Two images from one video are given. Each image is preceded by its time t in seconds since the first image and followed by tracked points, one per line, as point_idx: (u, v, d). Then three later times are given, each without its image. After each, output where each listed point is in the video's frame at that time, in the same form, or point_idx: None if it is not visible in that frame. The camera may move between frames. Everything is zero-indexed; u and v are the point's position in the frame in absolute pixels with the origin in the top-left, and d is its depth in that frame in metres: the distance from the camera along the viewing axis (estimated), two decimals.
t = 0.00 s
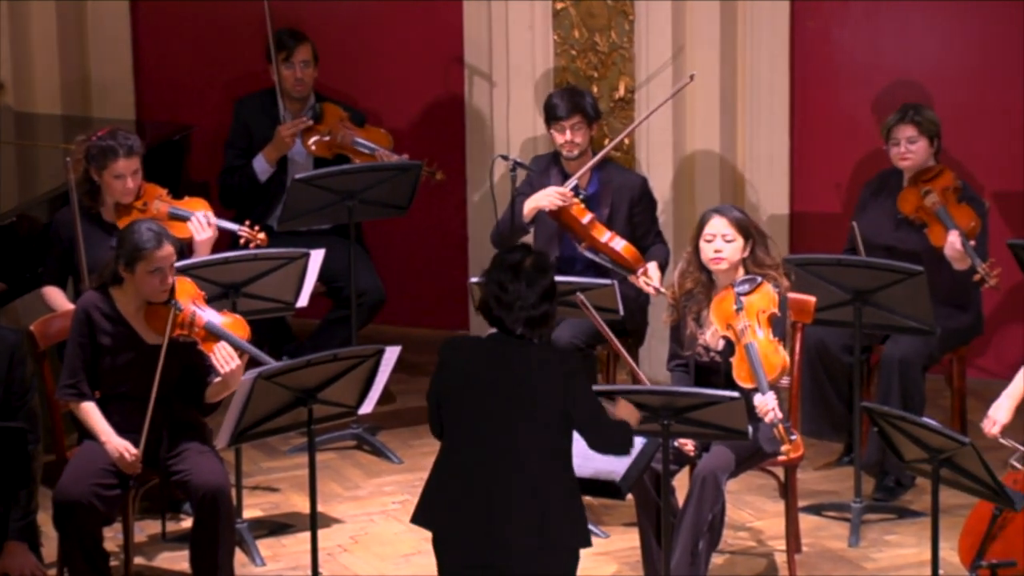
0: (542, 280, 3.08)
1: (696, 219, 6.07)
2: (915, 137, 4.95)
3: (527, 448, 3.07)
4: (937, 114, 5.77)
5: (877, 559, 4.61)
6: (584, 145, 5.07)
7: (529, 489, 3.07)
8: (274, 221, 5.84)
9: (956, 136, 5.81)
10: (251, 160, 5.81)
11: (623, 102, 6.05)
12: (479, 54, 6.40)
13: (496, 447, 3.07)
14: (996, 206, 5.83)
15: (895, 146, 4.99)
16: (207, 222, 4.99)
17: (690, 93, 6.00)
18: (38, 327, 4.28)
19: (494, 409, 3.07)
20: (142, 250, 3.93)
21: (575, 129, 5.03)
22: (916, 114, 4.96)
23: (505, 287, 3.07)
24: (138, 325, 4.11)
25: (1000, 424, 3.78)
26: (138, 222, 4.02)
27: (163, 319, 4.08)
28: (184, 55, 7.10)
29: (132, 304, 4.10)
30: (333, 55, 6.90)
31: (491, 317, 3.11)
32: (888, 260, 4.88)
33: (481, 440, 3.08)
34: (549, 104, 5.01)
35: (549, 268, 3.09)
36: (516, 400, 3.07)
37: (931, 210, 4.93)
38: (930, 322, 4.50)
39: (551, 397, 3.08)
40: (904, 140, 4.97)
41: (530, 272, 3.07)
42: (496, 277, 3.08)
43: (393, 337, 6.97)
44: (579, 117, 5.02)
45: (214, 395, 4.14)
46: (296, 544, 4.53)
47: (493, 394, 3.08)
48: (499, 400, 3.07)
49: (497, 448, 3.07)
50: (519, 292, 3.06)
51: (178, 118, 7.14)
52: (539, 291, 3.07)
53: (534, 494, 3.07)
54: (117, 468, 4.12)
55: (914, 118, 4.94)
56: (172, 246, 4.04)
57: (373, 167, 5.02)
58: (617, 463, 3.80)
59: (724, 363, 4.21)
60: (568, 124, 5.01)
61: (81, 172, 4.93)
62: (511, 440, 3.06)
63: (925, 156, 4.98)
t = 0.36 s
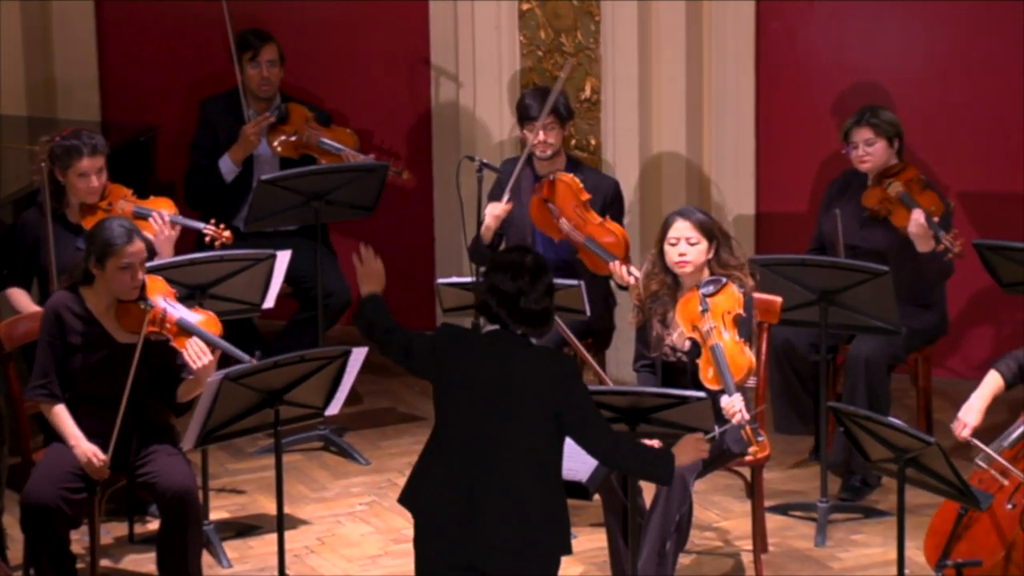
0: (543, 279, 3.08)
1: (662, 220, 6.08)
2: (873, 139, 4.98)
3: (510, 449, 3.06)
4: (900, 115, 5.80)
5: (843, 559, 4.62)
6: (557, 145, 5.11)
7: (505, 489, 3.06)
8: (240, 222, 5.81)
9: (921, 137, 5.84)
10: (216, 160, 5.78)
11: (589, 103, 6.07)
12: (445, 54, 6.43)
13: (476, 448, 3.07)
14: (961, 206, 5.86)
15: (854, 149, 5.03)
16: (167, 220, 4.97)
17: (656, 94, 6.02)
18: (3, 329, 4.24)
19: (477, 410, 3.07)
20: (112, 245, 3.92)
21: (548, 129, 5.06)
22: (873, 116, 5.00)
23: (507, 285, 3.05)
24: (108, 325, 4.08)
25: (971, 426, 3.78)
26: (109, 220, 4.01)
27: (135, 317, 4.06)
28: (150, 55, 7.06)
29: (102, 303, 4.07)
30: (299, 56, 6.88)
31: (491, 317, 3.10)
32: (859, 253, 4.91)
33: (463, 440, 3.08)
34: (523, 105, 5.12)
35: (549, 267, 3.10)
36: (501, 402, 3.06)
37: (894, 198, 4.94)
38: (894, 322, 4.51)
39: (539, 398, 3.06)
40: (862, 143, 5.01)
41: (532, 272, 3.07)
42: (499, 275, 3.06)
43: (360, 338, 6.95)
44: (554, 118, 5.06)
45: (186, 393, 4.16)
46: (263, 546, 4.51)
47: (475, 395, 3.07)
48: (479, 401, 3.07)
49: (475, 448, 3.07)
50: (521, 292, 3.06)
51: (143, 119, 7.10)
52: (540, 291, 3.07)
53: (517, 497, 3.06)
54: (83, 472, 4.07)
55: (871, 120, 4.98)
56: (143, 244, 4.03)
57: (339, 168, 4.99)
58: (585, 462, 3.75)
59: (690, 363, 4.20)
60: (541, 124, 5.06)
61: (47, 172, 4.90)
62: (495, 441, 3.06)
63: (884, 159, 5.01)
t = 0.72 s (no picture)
0: (522, 283, 3.13)
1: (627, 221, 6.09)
2: (850, 146, 4.95)
3: (484, 448, 3.05)
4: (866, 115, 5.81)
5: (809, 559, 4.64)
6: (522, 149, 5.14)
7: (475, 488, 3.05)
8: (206, 223, 5.79)
9: (885, 137, 5.87)
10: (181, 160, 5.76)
11: (555, 104, 6.08)
12: (410, 55, 6.42)
13: (448, 446, 3.06)
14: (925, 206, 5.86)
15: (830, 153, 4.98)
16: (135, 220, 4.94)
17: (622, 94, 6.03)
18: None
19: (449, 411, 3.07)
20: (64, 226, 3.94)
21: (513, 134, 5.09)
22: (851, 121, 4.97)
23: (482, 280, 3.12)
24: (72, 317, 4.07)
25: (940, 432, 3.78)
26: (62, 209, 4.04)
27: (95, 302, 4.05)
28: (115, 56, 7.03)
29: (65, 296, 4.06)
30: (266, 57, 6.86)
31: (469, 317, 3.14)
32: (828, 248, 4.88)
33: (434, 440, 3.07)
34: (490, 108, 5.09)
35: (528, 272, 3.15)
36: (474, 401, 3.06)
37: (859, 195, 4.96)
38: (861, 322, 4.55)
39: (512, 398, 3.07)
40: (839, 148, 4.97)
41: (509, 271, 3.12)
42: (476, 271, 3.13)
43: (325, 340, 6.93)
44: (518, 123, 5.08)
45: (154, 381, 4.10)
46: (229, 548, 4.49)
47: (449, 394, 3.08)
48: (451, 399, 3.07)
49: (446, 447, 3.07)
50: (496, 288, 3.11)
51: (109, 120, 7.06)
52: (518, 291, 3.12)
53: (489, 495, 3.05)
54: (50, 476, 4.04)
55: (849, 126, 4.95)
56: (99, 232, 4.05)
57: (305, 169, 4.96)
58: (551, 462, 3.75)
59: (656, 363, 4.25)
60: (505, 129, 5.07)
61: (11, 175, 4.85)
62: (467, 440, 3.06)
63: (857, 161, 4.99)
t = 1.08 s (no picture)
0: (490, 285, 3.12)
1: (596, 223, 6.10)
2: (821, 147, 4.99)
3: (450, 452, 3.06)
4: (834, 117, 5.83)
5: (778, 559, 4.65)
6: (489, 155, 5.13)
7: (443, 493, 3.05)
8: (173, 226, 5.77)
9: (852, 138, 5.90)
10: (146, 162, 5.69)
11: (524, 105, 6.09)
12: (380, 56, 6.40)
13: (415, 449, 3.07)
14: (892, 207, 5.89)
15: (800, 154, 5.01)
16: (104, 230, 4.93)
17: (591, 96, 6.04)
18: None
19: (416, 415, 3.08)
20: (31, 238, 3.90)
21: (479, 140, 5.09)
22: (823, 122, 5.01)
23: (449, 282, 3.11)
24: (34, 323, 4.04)
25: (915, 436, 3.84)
26: (29, 217, 4.01)
27: (59, 311, 4.01)
28: (83, 58, 6.99)
29: (27, 303, 4.03)
30: (235, 60, 6.84)
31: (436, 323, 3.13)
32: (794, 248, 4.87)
33: (401, 445, 3.09)
34: (458, 113, 5.10)
35: (494, 274, 3.14)
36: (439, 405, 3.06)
37: (825, 197, 4.97)
38: (829, 323, 4.55)
39: (475, 403, 3.06)
40: (810, 149, 5.00)
41: (477, 274, 3.11)
42: (444, 273, 3.13)
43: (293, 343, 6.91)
44: (484, 128, 5.08)
45: (116, 390, 4.07)
46: (198, 550, 4.46)
47: (415, 398, 3.08)
48: (417, 403, 3.08)
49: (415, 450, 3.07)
50: (462, 290, 3.10)
51: (76, 122, 7.03)
52: (485, 295, 3.10)
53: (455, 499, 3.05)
54: (17, 478, 4.01)
55: (821, 127, 4.99)
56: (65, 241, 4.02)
57: (272, 172, 4.94)
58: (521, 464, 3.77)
59: (626, 365, 4.24)
60: (472, 134, 5.08)
61: None
62: (433, 444, 3.06)
63: (827, 164, 5.03)
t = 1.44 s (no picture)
0: (446, 282, 3.13)
1: (568, 226, 6.10)
2: (792, 149, 5.02)
3: (418, 456, 3.10)
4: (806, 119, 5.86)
5: (750, 561, 4.66)
6: (457, 154, 5.13)
7: (412, 497, 3.09)
8: (145, 229, 5.74)
9: (822, 141, 5.93)
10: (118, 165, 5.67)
11: (495, 108, 6.08)
12: (351, 57, 6.36)
13: (382, 453, 3.11)
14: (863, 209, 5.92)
15: (772, 156, 5.04)
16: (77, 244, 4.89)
17: (563, 99, 6.04)
18: None
19: (384, 421, 3.11)
20: (6, 250, 3.84)
21: (448, 139, 5.08)
22: (795, 124, 5.04)
23: (403, 286, 3.12)
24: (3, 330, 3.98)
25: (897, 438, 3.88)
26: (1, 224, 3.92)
27: (30, 321, 3.97)
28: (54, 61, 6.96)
29: None
30: (206, 63, 6.82)
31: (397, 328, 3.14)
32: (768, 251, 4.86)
33: (368, 449, 3.12)
34: (424, 113, 5.08)
35: (449, 271, 3.15)
36: (408, 409, 3.10)
37: (798, 202, 4.99)
38: (800, 325, 4.57)
39: (440, 409, 3.11)
40: (781, 151, 5.03)
41: (430, 277, 3.12)
42: (399, 277, 3.14)
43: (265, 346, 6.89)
44: (454, 127, 5.07)
45: (85, 395, 4.07)
46: (170, 554, 4.44)
47: (382, 402, 3.12)
48: (384, 409, 3.11)
49: (383, 454, 3.11)
50: (415, 294, 3.11)
51: (47, 125, 6.99)
52: (439, 298, 3.11)
53: (423, 503, 3.10)
54: None
55: (792, 130, 5.02)
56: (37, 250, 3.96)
57: (243, 174, 4.93)
58: (492, 467, 3.84)
59: (597, 368, 4.25)
60: (440, 132, 5.06)
61: None
62: (401, 449, 3.10)
63: (797, 167, 5.05)
